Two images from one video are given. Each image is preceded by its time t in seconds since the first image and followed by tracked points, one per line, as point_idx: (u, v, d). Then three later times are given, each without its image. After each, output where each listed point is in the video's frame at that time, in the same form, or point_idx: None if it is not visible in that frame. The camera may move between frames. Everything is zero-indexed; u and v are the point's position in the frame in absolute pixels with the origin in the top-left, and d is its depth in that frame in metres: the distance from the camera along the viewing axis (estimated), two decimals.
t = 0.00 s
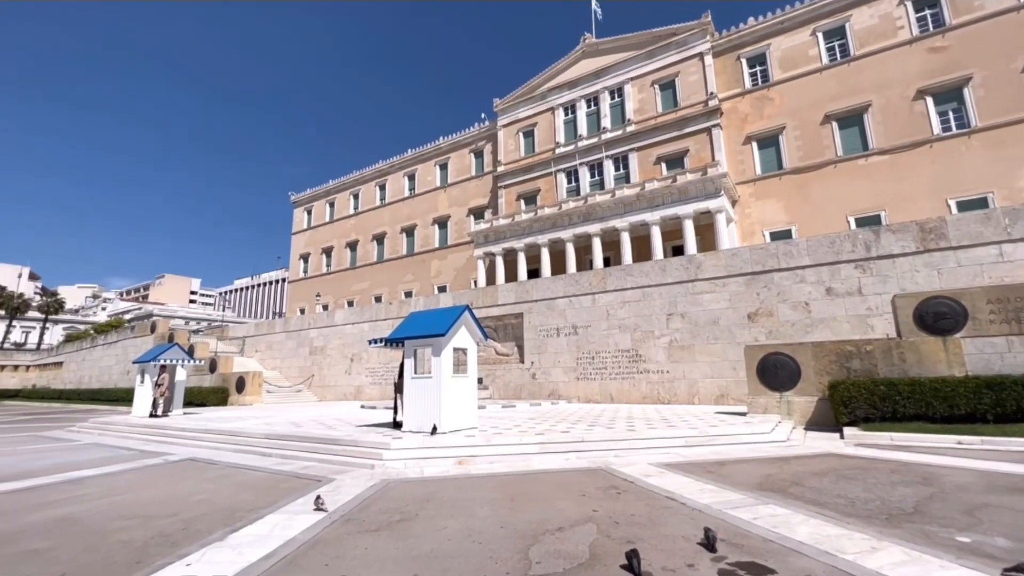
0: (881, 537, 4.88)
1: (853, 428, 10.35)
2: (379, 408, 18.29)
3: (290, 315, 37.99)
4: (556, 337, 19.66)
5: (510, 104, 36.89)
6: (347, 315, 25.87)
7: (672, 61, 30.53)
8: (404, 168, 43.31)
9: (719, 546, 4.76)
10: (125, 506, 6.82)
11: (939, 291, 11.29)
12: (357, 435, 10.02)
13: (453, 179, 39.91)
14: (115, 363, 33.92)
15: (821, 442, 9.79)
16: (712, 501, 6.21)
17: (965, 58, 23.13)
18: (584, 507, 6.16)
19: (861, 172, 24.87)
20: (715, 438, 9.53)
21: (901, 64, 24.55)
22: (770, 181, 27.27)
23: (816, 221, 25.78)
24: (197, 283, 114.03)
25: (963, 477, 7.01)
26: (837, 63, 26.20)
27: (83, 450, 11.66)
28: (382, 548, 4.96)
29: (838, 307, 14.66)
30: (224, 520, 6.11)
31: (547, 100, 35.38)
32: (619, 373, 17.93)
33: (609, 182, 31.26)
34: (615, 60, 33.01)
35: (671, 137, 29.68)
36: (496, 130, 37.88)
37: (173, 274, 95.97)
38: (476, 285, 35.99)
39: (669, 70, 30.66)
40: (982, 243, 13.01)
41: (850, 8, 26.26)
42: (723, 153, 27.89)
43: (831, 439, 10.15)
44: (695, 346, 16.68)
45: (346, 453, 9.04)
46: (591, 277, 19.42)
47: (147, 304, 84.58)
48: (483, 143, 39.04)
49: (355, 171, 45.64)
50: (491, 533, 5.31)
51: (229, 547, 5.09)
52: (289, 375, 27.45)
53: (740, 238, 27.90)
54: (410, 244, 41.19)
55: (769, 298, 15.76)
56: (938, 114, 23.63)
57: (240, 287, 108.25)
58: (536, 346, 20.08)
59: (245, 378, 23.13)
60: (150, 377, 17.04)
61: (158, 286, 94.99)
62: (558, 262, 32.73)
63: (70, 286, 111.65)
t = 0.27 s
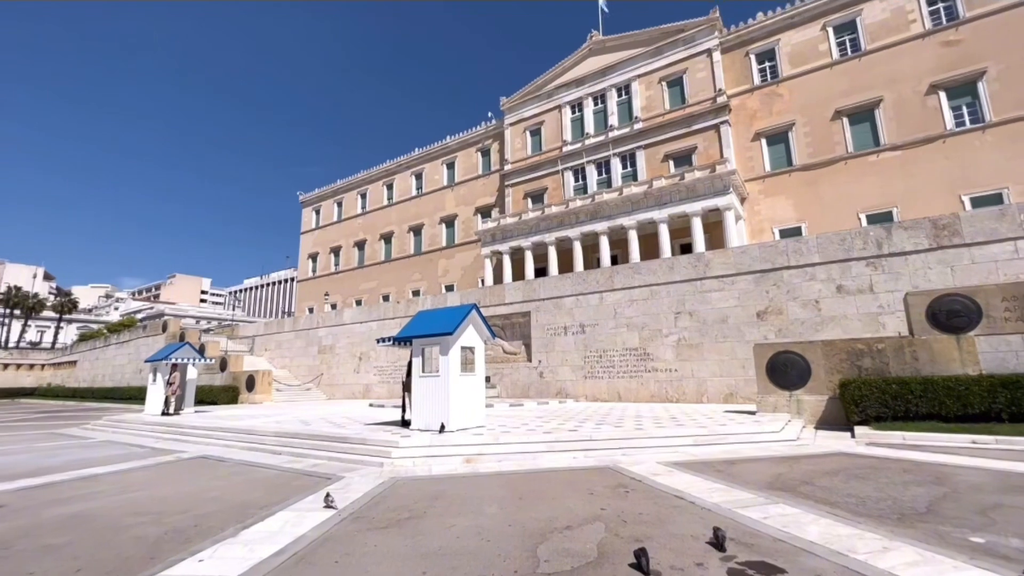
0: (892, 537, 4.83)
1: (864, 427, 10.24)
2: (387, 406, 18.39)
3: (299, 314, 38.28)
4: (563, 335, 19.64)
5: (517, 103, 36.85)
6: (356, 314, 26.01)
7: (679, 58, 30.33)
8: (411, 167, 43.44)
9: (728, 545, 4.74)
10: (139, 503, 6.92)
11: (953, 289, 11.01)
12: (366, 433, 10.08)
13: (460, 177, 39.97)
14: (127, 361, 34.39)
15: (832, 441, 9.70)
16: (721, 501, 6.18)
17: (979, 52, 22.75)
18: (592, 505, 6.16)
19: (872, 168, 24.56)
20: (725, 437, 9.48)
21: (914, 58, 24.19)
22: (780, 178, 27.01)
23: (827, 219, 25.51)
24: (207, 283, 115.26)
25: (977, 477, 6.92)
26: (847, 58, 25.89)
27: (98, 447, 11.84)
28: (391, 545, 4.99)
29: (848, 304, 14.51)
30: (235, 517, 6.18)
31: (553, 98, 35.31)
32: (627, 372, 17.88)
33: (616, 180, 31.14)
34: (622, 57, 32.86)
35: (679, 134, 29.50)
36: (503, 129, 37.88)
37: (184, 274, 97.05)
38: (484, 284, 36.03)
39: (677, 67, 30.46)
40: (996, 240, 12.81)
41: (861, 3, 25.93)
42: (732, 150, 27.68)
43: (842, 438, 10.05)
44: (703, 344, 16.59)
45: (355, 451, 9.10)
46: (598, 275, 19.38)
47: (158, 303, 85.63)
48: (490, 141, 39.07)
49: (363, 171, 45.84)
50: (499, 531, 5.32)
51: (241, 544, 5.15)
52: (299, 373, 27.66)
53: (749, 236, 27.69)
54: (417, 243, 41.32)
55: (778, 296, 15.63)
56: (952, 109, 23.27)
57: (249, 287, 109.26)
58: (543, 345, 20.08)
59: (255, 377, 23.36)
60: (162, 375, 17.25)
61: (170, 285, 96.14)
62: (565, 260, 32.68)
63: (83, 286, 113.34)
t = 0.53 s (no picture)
0: (905, 537, 4.78)
1: (876, 426, 10.14)
2: (395, 404, 18.47)
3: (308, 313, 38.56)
4: (571, 333, 19.62)
5: (524, 101, 36.79)
6: (364, 312, 26.15)
7: (687, 54, 30.09)
8: (418, 166, 43.54)
9: (737, 544, 4.72)
10: (152, 499, 7.02)
11: (967, 286, 10.91)
12: (374, 431, 10.14)
13: (467, 176, 40.00)
14: (140, 359, 34.86)
15: (843, 439, 9.62)
16: (729, 499, 6.16)
17: (994, 44, 22.34)
18: (600, 503, 6.16)
19: (884, 164, 24.24)
20: (733, 436, 9.42)
21: (927, 51, 23.82)
22: (790, 175, 26.74)
23: (837, 215, 25.23)
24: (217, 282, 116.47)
25: (991, 476, 6.82)
26: (858, 52, 25.56)
27: (112, 444, 12.02)
28: (400, 542, 5.02)
29: (859, 302, 14.35)
30: (247, 513, 6.25)
31: (560, 96, 35.21)
32: (634, 370, 17.83)
33: (623, 178, 31.01)
34: (629, 53, 32.67)
35: (687, 131, 29.29)
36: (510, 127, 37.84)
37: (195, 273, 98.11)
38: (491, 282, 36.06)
39: (685, 63, 30.23)
40: (1012, 235, 12.59)
41: None
42: (740, 147, 27.45)
43: (853, 436, 9.96)
44: (712, 342, 16.50)
45: (364, 449, 9.16)
46: (606, 273, 19.32)
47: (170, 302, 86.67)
48: (497, 140, 39.06)
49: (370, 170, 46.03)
50: (507, 529, 5.34)
51: (252, 540, 5.21)
52: (308, 371, 27.88)
53: (758, 233, 27.47)
54: (424, 242, 41.43)
55: (788, 294, 15.50)
56: (966, 103, 22.89)
57: (259, 286, 110.25)
58: (551, 343, 20.07)
59: (265, 375, 23.59)
60: (173, 373, 17.47)
61: (181, 284, 97.24)
62: (572, 258, 32.61)
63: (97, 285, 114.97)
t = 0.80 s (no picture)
0: (917, 536, 4.73)
1: (888, 425, 10.03)
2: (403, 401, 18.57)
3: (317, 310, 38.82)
4: (578, 331, 19.59)
5: (531, 98, 36.70)
6: (372, 310, 26.28)
7: (696, 49, 29.83)
8: (425, 164, 43.61)
9: (746, 542, 4.70)
10: (165, 494, 7.12)
11: (981, 283, 10.67)
12: (383, 428, 10.21)
13: (474, 174, 40.00)
14: (152, 356, 35.30)
15: (853, 438, 9.53)
16: (738, 497, 6.13)
17: (1010, 36, 21.91)
18: (608, 500, 6.16)
19: (896, 159, 23.92)
20: (743, 434, 9.37)
21: (940, 45, 23.44)
22: (800, 171, 26.47)
23: (848, 212, 24.95)
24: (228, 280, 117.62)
25: (1006, 476, 6.73)
26: (870, 46, 25.21)
27: (125, 440, 12.20)
28: (408, 538, 5.05)
29: (871, 299, 14.20)
30: (258, 508, 6.32)
31: (568, 93, 35.07)
32: (643, 368, 17.77)
33: (631, 175, 30.85)
34: (637, 50, 32.46)
35: (696, 127, 29.07)
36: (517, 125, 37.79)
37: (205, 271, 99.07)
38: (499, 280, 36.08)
39: (694, 58, 29.98)
40: None
41: None
42: (750, 143, 27.20)
43: (863, 435, 9.87)
44: (721, 340, 16.40)
45: (372, 446, 9.22)
46: (614, 271, 19.25)
47: (181, 300, 87.64)
48: (504, 137, 39.02)
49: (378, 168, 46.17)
50: (516, 526, 5.35)
51: (263, 535, 5.27)
52: (317, 369, 28.08)
53: (768, 230, 27.24)
54: (432, 240, 41.53)
55: (798, 291, 15.36)
56: (980, 96, 22.50)
57: (269, 284, 111.19)
58: (558, 340, 20.06)
59: (275, 372, 23.80)
60: (185, 371, 17.68)
61: (192, 283, 98.30)
62: (580, 256, 32.54)
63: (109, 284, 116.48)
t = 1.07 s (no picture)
0: (931, 536, 4.68)
1: (901, 423, 9.93)
2: (412, 399, 18.65)
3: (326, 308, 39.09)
4: (586, 329, 19.56)
5: (539, 95, 36.59)
6: (381, 308, 26.41)
7: (706, 44, 29.57)
8: (433, 161, 43.68)
9: (757, 540, 4.67)
10: (178, 489, 7.22)
11: (998, 280, 10.56)
12: (392, 424, 10.28)
13: (482, 171, 40.00)
14: (165, 353, 35.78)
15: (866, 436, 9.43)
16: (749, 495, 6.10)
17: None
18: (618, 498, 6.15)
19: (910, 154, 23.58)
20: (753, 432, 9.31)
21: (956, 37, 23.04)
22: (811, 167, 26.18)
23: (861, 208, 24.64)
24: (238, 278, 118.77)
25: (1022, 476, 6.63)
26: (883, 40, 24.84)
27: (139, 435, 12.38)
28: (419, 534, 5.09)
29: (883, 296, 14.03)
30: (270, 503, 6.40)
31: (575, 89, 34.91)
32: (651, 365, 17.71)
33: (639, 171, 30.69)
34: (646, 45, 32.23)
35: (705, 123, 28.83)
36: (525, 122, 37.71)
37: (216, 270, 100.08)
38: (507, 277, 36.10)
39: (703, 54, 29.73)
40: None
41: None
42: (760, 139, 26.95)
43: (876, 433, 9.77)
44: (731, 337, 16.29)
45: (382, 442, 9.28)
46: (622, 268, 19.18)
47: (193, 298, 88.63)
48: (512, 134, 38.98)
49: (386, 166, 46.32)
50: (526, 522, 5.36)
51: (276, 529, 5.33)
52: (326, 366, 28.30)
53: (778, 227, 26.98)
54: (440, 238, 41.62)
55: (809, 288, 15.21)
56: (997, 90, 22.08)
57: (278, 282, 112.09)
58: (567, 338, 20.04)
59: (285, 369, 24.02)
60: (197, 367, 17.90)
61: (203, 281, 99.37)
62: (588, 253, 32.47)
63: (122, 282, 118.04)
